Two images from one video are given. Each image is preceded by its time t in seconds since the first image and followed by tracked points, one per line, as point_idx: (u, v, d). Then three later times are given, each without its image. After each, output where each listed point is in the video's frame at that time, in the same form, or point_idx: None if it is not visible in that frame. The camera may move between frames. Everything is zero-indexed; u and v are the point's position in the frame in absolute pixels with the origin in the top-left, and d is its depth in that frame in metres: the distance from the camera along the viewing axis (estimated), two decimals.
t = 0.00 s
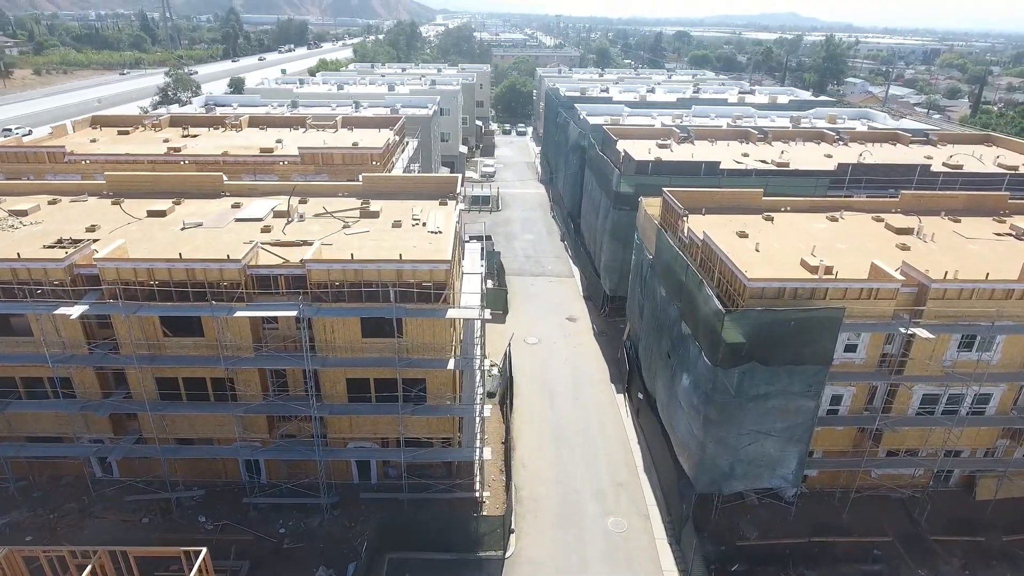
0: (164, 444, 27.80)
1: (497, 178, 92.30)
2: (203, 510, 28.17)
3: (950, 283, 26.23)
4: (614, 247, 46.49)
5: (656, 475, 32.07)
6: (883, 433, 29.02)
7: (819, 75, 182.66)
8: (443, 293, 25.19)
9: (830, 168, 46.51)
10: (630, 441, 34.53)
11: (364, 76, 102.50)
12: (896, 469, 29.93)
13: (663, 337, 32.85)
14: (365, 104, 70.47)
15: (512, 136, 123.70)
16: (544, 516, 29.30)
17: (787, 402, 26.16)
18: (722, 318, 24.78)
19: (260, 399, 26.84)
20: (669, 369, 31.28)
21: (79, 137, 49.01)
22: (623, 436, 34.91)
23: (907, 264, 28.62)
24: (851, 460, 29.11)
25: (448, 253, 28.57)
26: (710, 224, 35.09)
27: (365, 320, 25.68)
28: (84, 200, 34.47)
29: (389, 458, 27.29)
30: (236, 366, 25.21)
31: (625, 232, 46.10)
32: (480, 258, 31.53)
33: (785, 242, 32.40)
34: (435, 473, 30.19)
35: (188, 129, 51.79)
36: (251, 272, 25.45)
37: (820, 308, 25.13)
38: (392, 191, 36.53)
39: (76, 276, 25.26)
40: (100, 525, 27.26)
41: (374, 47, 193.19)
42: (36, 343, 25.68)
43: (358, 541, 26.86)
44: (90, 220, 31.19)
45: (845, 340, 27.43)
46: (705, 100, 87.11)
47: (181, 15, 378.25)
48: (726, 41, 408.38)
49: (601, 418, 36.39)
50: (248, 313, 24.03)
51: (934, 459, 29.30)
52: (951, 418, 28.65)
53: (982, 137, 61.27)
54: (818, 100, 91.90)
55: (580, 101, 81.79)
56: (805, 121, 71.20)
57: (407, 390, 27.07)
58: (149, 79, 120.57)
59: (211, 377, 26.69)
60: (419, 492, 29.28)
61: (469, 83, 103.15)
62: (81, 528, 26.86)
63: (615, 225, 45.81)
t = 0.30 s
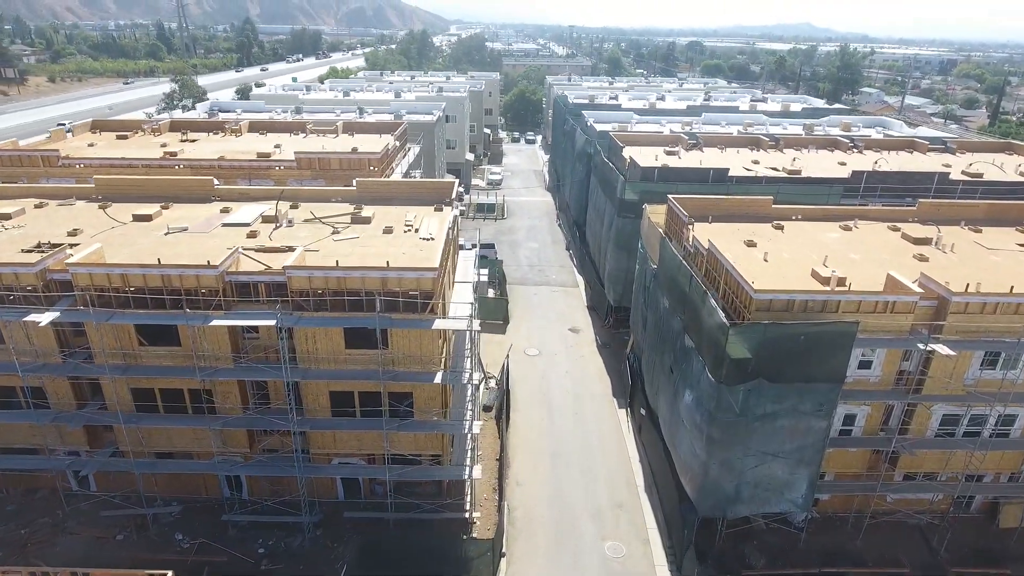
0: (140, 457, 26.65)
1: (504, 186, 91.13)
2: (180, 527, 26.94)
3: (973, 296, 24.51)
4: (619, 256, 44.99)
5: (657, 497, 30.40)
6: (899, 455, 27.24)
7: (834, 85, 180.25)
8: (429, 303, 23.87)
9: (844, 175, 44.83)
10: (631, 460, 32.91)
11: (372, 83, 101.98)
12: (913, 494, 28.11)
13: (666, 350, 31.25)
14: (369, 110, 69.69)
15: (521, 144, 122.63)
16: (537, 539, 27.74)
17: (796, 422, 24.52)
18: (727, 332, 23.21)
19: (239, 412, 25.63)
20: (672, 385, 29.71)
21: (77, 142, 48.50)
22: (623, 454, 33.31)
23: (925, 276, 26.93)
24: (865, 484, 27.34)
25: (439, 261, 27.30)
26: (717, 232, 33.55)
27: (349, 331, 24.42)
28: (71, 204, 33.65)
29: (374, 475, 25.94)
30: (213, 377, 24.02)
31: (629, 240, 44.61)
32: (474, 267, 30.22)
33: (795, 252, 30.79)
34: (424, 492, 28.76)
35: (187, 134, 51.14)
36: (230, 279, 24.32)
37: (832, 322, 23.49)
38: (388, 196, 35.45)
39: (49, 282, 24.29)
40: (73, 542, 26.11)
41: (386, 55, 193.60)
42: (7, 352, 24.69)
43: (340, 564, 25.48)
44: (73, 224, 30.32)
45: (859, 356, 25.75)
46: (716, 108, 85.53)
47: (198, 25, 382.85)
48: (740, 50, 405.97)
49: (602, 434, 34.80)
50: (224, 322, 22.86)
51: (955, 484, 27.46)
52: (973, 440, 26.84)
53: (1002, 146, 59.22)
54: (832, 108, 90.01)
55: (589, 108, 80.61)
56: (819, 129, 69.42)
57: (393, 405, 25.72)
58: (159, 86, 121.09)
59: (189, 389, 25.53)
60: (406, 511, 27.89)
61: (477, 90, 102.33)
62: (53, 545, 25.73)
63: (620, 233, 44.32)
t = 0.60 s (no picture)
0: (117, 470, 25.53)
1: (509, 193, 90.04)
2: (157, 544, 25.71)
3: (997, 308, 22.91)
4: (623, 265, 43.58)
5: (659, 517, 28.83)
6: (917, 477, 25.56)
7: (847, 94, 178.11)
8: (417, 311, 22.60)
9: (856, 182, 43.31)
10: (632, 478, 31.36)
11: (378, 90, 101.49)
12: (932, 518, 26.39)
13: (670, 363, 29.79)
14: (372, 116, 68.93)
15: (528, 152, 121.62)
16: (531, 562, 26.25)
17: (807, 441, 22.94)
18: (732, 345, 21.76)
19: (218, 424, 24.45)
20: (675, 399, 28.23)
21: (74, 146, 47.92)
22: (625, 471, 31.78)
23: (945, 286, 25.35)
24: (881, 507, 25.68)
25: (430, 267, 26.08)
26: (723, 239, 32.09)
27: (332, 340, 23.20)
28: (58, 207, 32.81)
29: (358, 493, 24.62)
30: (189, 388, 22.86)
31: (634, 248, 43.22)
32: (468, 274, 28.98)
33: (806, 260, 29.30)
34: (413, 510, 27.40)
35: (185, 138, 50.47)
36: (209, 285, 23.20)
37: (846, 334, 21.96)
38: (383, 201, 34.39)
39: (21, 286, 23.31)
40: (45, 559, 24.96)
41: (395, 64, 193.86)
42: None
43: None
44: (56, 228, 29.43)
45: (874, 371, 24.18)
46: (725, 115, 84.08)
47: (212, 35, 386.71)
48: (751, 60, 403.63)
49: (603, 450, 33.30)
50: (200, 330, 21.73)
51: (978, 508, 25.73)
52: (997, 462, 25.14)
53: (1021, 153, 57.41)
54: (843, 116, 88.36)
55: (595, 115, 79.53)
56: (830, 136, 67.83)
57: (379, 419, 24.45)
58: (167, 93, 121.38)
59: (167, 399, 24.40)
60: (394, 531, 26.53)
61: (484, 97, 101.52)
62: (23, 561, 24.59)
63: (624, 241, 42.93)
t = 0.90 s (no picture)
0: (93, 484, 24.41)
1: (513, 201, 89.06)
2: (133, 562, 24.51)
3: (1022, 318, 21.46)
4: (626, 273, 42.29)
5: (662, 538, 27.37)
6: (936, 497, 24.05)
7: (856, 103, 176.44)
8: (404, 319, 21.44)
9: (868, 189, 41.95)
10: (634, 495, 29.94)
11: (382, 97, 101.03)
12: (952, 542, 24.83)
13: (673, 375, 28.45)
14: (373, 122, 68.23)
15: (533, 160, 120.66)
16: None
17: (818, 460, 21.53)
18: (738, 357, 20.46)
19: (198, 437, 23.30)
20: (679, 414, 26.85)
21: (70, 150, 47.35)
22: (626, 488, 30.36)
23: (965, 295, 23.93)
24: (897, 530, 24.16)
25: (422, 273, 24.94)
26: (730, 245, 30.78)
27: (316, 349, 22.07)
28: (44, 211, 31.98)
29: (343, 511, 23.36)
30: (165, 399, 21.74)
31: (638, 256, 41.93)
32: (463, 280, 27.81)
33: (816, 268, 27.95)
34: (403, 527, 26.08)
35: (182, 143, 49.80)
36: (187, 291, 22.13)
37: (861, 346, 20.57)
38: (378, 205, 33.38)
39: None
40: None
41: (402, 73, 194.15)
42: None
43: None
44: (38, 231, 28.54)
45: (890, 386, 22.76)
46: (732, 122, 82.85)
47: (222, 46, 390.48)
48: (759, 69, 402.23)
49: (604, 465, 31.91)
50: (175, 338, 20.64)
51: (1001, 532, 24.16)
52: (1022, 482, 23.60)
53: None
54: (854, 123, 86.86)
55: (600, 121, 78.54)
56: (840, 143, 66.43)
57: (366, 433, 23.24)
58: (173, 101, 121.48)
59: (144, 410, 23.29)
60: (382, 550, 25.25)
61: (488, 104, 100.83)
62: None
63: (627, 248, 41.67)
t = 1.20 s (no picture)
0: (69, 499, 23.35)
1: (516, 208, 88.14)
2: None
3: None
4: (628, 281, 41.14)
5: (665, 557, 26.06)
6: (955, 518, 22.72)
7: (863, 111, 175.45)
8: (392, 326, 20.38)
9: (877, 194, 40.80)
10: (636, 512, 28.65)
11: (384, 105, 100.62)
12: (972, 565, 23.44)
13: (677, 386, 27.24)
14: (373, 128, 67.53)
15: (536, 168, 119.86)
16: None
17: (831, 477, 20.26)
18: (745, 368, 19.30)
19: (177, 450, 22.24)
20: (683, 427, 25.60)
21: (64, 156, 46.71)
22: (628, 504, 29.07)
23: (984, 303, 22.70)
24: (914, 552, 22.81)
25: (413, 279, 23.90)
26: (735, 251, 29.65)
27: (300, 358, 21.02)
28: (30, 215, 31.18)
29: (328, 528, 22.19)
30: (141, 410, 20.70)
31: (640, 263, 40.79)
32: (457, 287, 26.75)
33: (826, 274, 26.78)
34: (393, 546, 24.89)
35: (177, 149, 49.12)
36: (166, 296, 21.15)
37: (876, 356, 19.36)
38: (372, 210, 32.44)
39: None
40: None
41: (407, 82, 194.51)
42: None
43: None
44: (20, 235, 27.69)
45: (906, 399, 21.52)
46: (737, 129, 81.88)
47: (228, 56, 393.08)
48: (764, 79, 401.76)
49: (604, 480, 30.66)
50: (151, 346, 19.64)
51: None
52: None
53: None
54: (861, 130, 85.69)
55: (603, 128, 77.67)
56: (847, 149, 65.26)
57: (352, 446, 22.12)
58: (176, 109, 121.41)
59: (121, 421, 22.25)
60: (370, 569, 24.06)
61: (491, 112, 100.25)
62: None
63: (629, 255, 40.56)
